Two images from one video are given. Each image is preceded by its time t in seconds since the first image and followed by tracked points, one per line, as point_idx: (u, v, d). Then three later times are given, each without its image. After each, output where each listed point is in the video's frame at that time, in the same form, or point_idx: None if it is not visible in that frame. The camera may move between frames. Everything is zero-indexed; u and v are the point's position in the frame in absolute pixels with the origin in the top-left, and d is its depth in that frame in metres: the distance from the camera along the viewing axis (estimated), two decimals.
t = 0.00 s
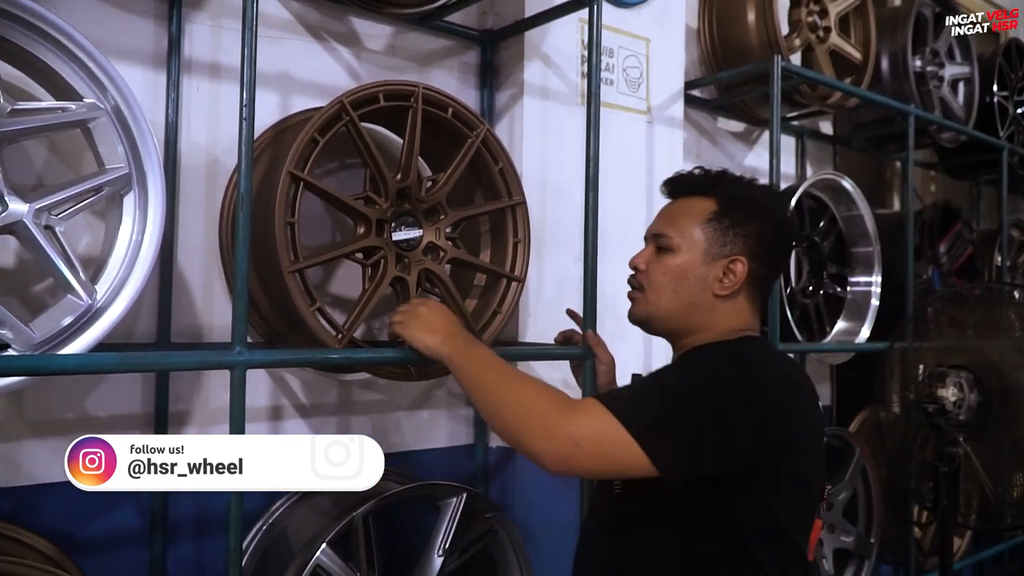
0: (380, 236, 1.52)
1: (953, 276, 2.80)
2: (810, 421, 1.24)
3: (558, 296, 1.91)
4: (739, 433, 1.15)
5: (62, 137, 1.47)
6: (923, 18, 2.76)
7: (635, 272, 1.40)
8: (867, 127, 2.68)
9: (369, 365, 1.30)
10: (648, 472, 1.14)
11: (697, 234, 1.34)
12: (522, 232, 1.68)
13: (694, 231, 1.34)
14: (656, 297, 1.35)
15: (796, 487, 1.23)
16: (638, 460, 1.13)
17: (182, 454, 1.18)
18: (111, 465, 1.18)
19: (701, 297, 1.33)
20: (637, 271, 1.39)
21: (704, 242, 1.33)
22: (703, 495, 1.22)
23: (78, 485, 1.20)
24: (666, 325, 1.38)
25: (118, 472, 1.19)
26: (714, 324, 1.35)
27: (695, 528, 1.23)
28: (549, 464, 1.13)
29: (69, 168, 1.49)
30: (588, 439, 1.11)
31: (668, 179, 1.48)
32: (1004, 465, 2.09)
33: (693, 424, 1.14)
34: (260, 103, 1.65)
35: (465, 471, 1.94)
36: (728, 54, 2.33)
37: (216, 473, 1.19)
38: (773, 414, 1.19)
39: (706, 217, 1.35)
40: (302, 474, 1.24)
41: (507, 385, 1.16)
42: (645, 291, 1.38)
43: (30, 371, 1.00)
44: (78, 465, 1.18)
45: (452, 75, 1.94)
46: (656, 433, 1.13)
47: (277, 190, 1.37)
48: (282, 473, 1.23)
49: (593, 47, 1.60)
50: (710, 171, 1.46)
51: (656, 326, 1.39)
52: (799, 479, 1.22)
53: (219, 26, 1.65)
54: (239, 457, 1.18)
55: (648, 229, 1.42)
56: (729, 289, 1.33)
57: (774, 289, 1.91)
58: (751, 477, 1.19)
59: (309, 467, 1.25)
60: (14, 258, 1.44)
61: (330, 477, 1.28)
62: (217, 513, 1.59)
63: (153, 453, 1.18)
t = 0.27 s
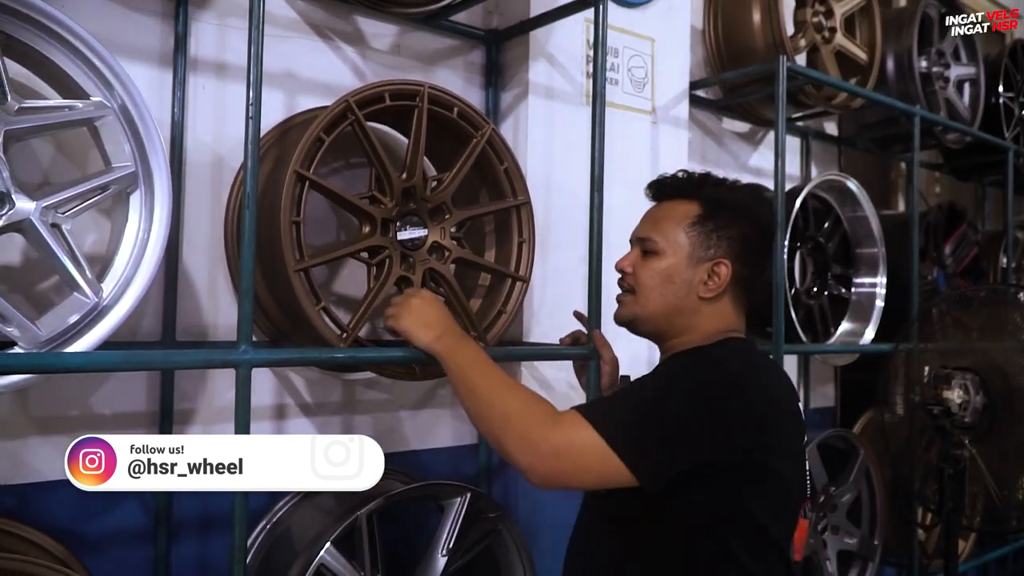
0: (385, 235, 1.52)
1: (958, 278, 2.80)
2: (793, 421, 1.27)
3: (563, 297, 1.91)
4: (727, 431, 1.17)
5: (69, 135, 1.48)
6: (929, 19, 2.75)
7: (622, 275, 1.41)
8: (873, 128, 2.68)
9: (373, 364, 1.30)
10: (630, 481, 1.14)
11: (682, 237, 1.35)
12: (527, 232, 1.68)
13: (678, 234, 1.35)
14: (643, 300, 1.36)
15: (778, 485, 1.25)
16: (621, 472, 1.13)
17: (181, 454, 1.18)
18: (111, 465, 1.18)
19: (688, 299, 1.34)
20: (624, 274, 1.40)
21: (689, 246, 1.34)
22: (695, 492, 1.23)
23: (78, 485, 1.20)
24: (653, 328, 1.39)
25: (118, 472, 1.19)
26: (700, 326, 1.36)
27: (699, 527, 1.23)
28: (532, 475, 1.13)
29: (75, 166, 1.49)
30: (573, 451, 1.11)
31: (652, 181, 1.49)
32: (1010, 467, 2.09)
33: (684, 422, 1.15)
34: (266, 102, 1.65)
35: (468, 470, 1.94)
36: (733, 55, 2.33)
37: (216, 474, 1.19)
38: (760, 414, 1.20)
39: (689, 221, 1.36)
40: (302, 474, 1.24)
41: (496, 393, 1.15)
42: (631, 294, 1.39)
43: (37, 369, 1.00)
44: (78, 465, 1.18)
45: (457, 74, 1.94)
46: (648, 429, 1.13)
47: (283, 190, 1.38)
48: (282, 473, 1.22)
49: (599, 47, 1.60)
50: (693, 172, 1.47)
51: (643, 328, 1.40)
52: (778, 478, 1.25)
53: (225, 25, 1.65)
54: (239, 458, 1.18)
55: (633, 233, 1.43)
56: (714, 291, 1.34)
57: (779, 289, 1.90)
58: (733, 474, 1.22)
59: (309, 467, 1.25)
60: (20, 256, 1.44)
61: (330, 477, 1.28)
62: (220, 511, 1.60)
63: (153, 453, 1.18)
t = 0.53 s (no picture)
0: (389, 234, 1.52)
1: (963, 277, 2.79)
2: (783, 420, 1.28)
3: (568, 296, 1.91)
4: (722, 432, 1.17)
5: (74, 133, 1.48)
6: (934, 18, 2.75)
7: (613, 276, 1.41)
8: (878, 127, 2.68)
9: (378, 363, 1.30)
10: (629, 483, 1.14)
11: (672, 240, 1.35)
12: (532, 230, 1.67)
13: (668, 237, 1.35)
14: (633, 302, 1.37)
15: (770, 483, 1.26)
16: (617, 472, 1.12)
17: (182, 454, 1.18)
18: (111, 465, 1.18)
19: (678, 302, 1.35)
20: (614, 275, 1.41)
21: (679, 249, 1.34)
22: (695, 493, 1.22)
23: (78, 485, 1.20)
24: (644, 328, 1.40)
25: (118, 472, 1.19)
26: (691, 328, 1.37)
27: (705, 526, 1.23)
28: (529, 470, 1.13)
29: (80, 164, 1.49)
30: (569, 449, 1.11)
31: (642, 180, 1.48)
32: (1017, 466, 2.08)
33: (680, 423, 1.14)
34: (271, 100, 1.65)
35: (473, 470, 1.94)
36: (738, 54, 2.33)
37: (216, 474, 1.19)
38: (752, 414, 1.21)
39: (679, 223, 1.36)
40: (302, 474, 1.24)
41: (502, 387, 1.17)
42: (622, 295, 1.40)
43: (44, 367, 1.00)
44: (78, 465, 1.18)
45: (462, 73, 1.94)
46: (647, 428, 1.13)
47: (288, 188, 1.37)
48: (283, 473, 1.22)
49: (605, 46, 1.60)
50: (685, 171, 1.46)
51: (635, 329, 1.41)
52: (769, 476, 1.26)
53: (230, 23, 1.65)
54: (239, 458, 1.18)
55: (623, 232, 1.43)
56: (705, 295, 1.34)
57: (786, 288, 1.90)
58: (725, 472, 1.22)
59: (309, 467, 1.25)
60: (26, 254, 1.44)
61: (330, 477, 1.27)
62: (226, 509, 1.60)
63: (153, 453, 1.18)
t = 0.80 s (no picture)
0: (392, 233, 1.51)
1: (966, 278, 2.79)
2: (780, 420, 1.28)
3: (571, 295, 1.91)
4: (719, 431, 1.17)
5: (76, 131, 1.47)
6: (937, 19, 2.74)
7: (605, 282, 1.40)
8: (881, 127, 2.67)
9: (380, 362, 1.30)
10: (632, 488, 1.14)
11: (664, 247, 1.34)
12: (535, 230, 1.67)
13: (659, 243, 1.34)
14: (626, 308, 1.37)
15: (766, 483, 1.26)
16: (621, 484, 1.12)
17: (182, 454, 1.18)
18: (111, 465, 1.18)
19: (671, 307, 1.35)
20: (607, 281, 1.40)
21: (671, 255, 1.33)
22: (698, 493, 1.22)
23: (77, 485, 1.20)
24: (636, 331, 1.40)
25: (118, 471, 1.18)
26: (683, 331, 1.38)
27: (709, 525, 1.23)
28: (532, 483, 1.13)
29: (82, 162, 1.49)
30: (573, 463, 1.11)
31: (632, 181, 1.47)
32: (1018, 467, 2.08)
33: (677, 422, 1.14)
34: (274, 99, 1.65)
35: (475, 469, 1.93)
36: (742, 53, 2.33)
37: (216, 474, 1.19)
38: (749, 414, 1.21)
39: (670, 229, 1.35)
40: (303, 473, 1.24)
41: (506, 400, 1.16)
42: (614, 301, 1.39)
43: (45, 365, 1.00)
44: (78, 465, 1.18)
45: (466, 72, 1.93)
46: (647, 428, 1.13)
47: (291, 186, 1.37)
48: (284, 471, 1.22)
49: (608, 46, 1.60)
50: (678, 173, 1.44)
51: (628, 331, 1.41)
52: (766, 476, 1.26)
53: (233, 21, 1.64)
54: (239, 458, 1.18)
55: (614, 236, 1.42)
56: (697, 300, 1.35)
57: (789, 287, 1.90)
58: (723, 473, 1.22)
59: (310, 467, 1.25)
60: (28, 252, 1.43)
61: (330, 477, 1.27)
62: (227, 508, 1.59)
63: (153, 453, 1.18)
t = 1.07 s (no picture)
0: (391, 233, 1.51)
1: (965, 279, 2.79)
2: (781, 421, 1.28)
3: (570, 295, 1.91)
4: (720, 431, 1.17)
5: (75, 132, 1.47)
6: (936, 19, 2.74)
7: (609, 282, 1.40)
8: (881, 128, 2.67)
9: (379, 362, 1.30)
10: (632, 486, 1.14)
11: (667, 247, 1.34)
12: (535, 230, 1.67)
13: (663, 244, 1.35)
14: (630, 308, 1.37)
15: (765, 483, 1.26)
16: (615, 473, 1.13)
17: (182, 454, 1.18)
18: (111, 465, 1.18)
19: (674, 307, 1.35)
20: (611, 281, 1.40)
21: (674, 256, 1.34)
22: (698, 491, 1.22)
23: (77, 485, 1.20)
24: (640, 332, 1.40)
25: (118, 472, 1.18)
26: (686, 332, 1.38)
27: (711, 526, 1.22)
28: (525, 468, 1.13)
29: (82, 163, 1.49)
30: (568, 450, 1.11)
31: (636, 181, 1.47)
32: (1017, 467, 2.08)
33: (679, 422, 1.14)
34: (274, 100, 1.65)
35: (475, 469, 1.93)
36: (742, 54, 2.33)
37: (216, 474, 1.18)
38: (750, 416, 1.21)
39: (674, 230, 1.35)
40: (303, 473, 1.24)
41: (499, 386, 1.16)
42: (618, 301, 1.39)
43: (44, 366, 1.00)
44: (78, 465, 1.17)
45: (466, 72, 1.93)
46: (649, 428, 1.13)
47: (290, 187, 1.37)
48: (284, 471, 1.22)
49: (608, 46, 1.60)
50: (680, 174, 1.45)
51: (631, 333, 1.41)
52: (765, 476, 1.26)
53: (233, 22, 1.64)
54: (239, 458, 1.18)
55: (618, 237, 1.42)
56: (701, 300, 1.35)
57: (788, 287, 1.90)
58: (724, 473, 1.22)
59: (310, 467, 1.25)
60: (27, 253, 1.43)
61: (330, 477, 1.27)
62: (227, 509, 1.59)
63: (153, 453, 1.18)
